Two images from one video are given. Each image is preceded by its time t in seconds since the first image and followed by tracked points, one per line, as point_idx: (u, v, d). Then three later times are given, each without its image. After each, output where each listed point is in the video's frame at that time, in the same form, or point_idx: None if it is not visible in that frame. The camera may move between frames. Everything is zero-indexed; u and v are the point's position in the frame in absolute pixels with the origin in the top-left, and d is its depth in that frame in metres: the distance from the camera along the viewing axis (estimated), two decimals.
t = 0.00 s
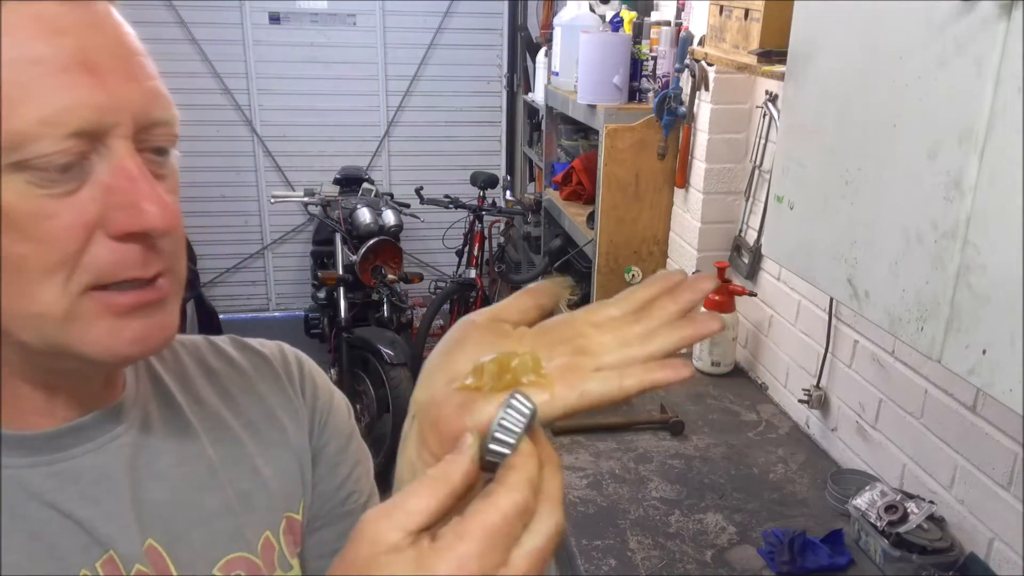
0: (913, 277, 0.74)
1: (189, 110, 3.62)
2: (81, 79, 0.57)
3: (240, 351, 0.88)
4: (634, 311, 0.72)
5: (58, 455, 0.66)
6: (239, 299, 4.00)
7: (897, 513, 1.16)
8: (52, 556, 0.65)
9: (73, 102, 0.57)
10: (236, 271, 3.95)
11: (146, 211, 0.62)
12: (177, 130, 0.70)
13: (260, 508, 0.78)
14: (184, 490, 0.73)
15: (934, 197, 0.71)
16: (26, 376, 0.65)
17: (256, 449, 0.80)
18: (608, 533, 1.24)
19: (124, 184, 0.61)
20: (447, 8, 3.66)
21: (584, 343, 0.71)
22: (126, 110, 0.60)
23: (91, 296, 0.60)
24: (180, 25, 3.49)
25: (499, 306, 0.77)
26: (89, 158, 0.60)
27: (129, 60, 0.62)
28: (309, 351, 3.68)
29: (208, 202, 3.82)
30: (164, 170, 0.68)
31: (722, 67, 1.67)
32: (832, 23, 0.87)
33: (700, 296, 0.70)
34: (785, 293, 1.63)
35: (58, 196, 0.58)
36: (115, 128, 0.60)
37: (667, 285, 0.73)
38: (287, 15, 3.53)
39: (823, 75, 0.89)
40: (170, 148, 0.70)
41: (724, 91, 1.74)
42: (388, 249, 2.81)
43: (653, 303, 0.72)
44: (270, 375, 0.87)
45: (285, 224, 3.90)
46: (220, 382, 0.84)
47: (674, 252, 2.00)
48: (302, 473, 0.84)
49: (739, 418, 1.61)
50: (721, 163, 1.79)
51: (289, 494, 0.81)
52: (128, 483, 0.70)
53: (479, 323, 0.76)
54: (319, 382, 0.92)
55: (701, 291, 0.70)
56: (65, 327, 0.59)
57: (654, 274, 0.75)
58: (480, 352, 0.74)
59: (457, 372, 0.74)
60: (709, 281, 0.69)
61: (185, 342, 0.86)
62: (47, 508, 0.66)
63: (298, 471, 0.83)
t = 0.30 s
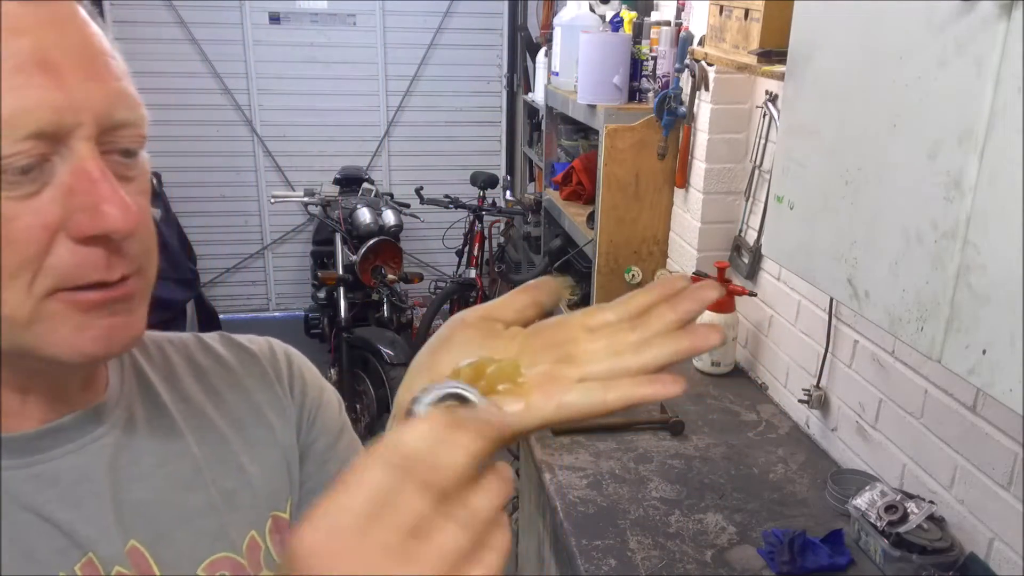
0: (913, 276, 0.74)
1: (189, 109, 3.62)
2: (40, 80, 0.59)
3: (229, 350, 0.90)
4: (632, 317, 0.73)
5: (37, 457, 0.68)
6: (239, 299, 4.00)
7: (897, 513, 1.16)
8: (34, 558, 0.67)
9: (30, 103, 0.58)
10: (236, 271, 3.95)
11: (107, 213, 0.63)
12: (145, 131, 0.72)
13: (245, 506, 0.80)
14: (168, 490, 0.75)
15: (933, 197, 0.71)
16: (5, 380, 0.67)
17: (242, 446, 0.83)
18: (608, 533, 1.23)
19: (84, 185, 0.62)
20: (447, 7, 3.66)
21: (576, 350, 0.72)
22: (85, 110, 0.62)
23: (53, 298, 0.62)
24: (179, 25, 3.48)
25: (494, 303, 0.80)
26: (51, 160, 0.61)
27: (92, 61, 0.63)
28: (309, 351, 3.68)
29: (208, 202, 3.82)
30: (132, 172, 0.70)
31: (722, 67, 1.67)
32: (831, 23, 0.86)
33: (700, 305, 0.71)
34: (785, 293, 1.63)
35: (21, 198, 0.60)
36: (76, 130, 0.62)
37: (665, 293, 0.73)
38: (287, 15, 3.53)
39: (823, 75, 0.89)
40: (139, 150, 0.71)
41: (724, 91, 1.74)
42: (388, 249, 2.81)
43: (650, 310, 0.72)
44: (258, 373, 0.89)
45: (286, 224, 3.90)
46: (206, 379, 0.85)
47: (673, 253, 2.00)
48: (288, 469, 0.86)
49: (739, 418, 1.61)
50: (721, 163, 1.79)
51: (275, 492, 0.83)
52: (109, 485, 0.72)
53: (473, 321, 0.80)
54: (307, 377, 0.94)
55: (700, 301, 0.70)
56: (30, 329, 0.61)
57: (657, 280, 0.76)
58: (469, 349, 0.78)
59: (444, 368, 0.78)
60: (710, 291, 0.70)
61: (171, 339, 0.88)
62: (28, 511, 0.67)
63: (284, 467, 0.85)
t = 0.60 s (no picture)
0: (913, 277, 0.74)
1: (189, 109, 3.62)
2: (40, 85, 0.59)
3: (225, 349, 0.90)
4: (634, 347, 0.71)
5: (31, 457, 0.68)
6: (239, 299, 4.00)
7: (897, 513, 1.15)
8: (29, 558, 0.67)
9: (29, 109, 0.58)
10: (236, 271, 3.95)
11: (107, 219, 0.63)
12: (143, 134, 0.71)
13: (240, 505, 0.80)
14: (164, 490, 0.75)
15: (933, 197, 0.71)
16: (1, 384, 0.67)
17: (237, 445, 0.83)
18: (608, 533, 1.23)
19: (83, 191, 0.62)
20: (447, 8, 3.67)
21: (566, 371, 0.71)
22: (86, 116, 0.62)
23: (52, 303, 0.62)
24: (179, 25, 3.49)
25: (511, 315, 0.79)
26: (51, 167, 0.61)
27: (91, 66, 0.63)
28: (310, 351, 3.69)
29: (208, 202, 3.82)
30: (129, 176, 0.70)
31: (722, 67, 1.67)
32: (829, 23, 0.86)
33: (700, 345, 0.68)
34: (785, 292, 1.63)
35: (21, 204, 0.60)
36: (76, 136, 0.62)
37: (670, 326, 0.71)
38: (287, 15, 3.53)
39: (823, 74, 0.89)
40: (137, 154, 0.71)
41: (724, 90, 1.74)
42: (388, 249, 2.81)
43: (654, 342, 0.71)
44: (255, 374, 0.89)
45: (286, 224, 3.90)
46: (202, 378, 0.85)
47: (673, 252, 2.00)
48: (284, 469, 0.86)
49: (739, 418, 1.61)
50: (721, 163, 1.79)
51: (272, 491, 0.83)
52: (104, 485, 0.72)
53: (483, 329, 0.79)
54: (303, 375, 0.94)
55: (704, 340, 0.67)
56: (27, 333, 0.61)
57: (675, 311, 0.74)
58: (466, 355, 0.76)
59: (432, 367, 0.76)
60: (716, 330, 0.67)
61: (167, 339, 0.88)
62: (22, 510, 0.67)
63: (280, 467, 0.85)
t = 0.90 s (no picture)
0: (913, 277, 0.74)
1: (189, 109, 3.62)
2: (42, 84, 0.59)
3: (229, 347, 0.90)
4: (631, 343, 0.72)
5: (32, 456, 0.68)
6: (239, 299, 4.00)
7: (897, 513, 1.16)
8: (30, 556, 0.67)
9: (31, 108, 0.58)
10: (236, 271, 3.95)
11: (110, 216, 0.63)
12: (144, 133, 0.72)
13: (239, 504, 0.80)
14: (165, 489, 0.75)
15: (933, 197, 0.71)
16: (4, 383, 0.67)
17: (236, 445, 0.83)
18: (608, 533, 1.24)
19: (86, 189, 0.62)
20: (447, 7, 3.67)
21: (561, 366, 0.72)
22: (88, 114, 0.62)
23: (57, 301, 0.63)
24: (179, 25, 3.49)
25: (513, 315, 0.79)
26: (54, 165, 0.61)
27: (93, 64, 0.63)
28: (310, 352, 3.68)
29: (208, 202, 3.81)
30: (131, 175, 0.70)
31: (722, 67, 1.67)
32: (830, 23, 0.86)
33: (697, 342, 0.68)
34: (785, 292, 1.63)
35: (23, 202, 0.60)
36: (79, 134, 0.62)
37: (665, 323, 0.72)
38: (287, 15, 3.53)
39: (823, 74, 0.89)
40: (139, 152, 0.71)
41: (724, 90, 1.74)
42: (388, 248, 2.81)
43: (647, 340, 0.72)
44: (254, 373, 0.89)
45: (286, 224, 3.90)
46: (202, 377, 0.86)
47: (674, 252, 2.00)
48: (284, 468, 0.86)
49: (739, 418, 1.61)
50: (721, 163, 1.79)
51: (271, 490, 0.83)
52: (103, 484, 0.72)
53: (484, 328, 0.79)
54: (303, 373, 0.94)
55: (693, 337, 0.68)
56: (31, 333, 0.61)
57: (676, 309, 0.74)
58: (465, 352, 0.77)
59: (433, 365, 0.77)
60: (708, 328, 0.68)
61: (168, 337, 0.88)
62: (23, 508, 0.67)
63: (279, 465, 0.85)
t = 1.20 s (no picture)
0: (913, 277, 0.74)
1: (189, 109, 3.62)
2: (44, 82, 0.59)
3: (232, 347, 0.90)
4: (633, 349, 0.72)
5: (37, 455, 0.68)
6: (239, 299, 4.00)
7: (896, 513, 1.16)
8: (33, 555, 0.67)
9: (34, 107, 0.58)
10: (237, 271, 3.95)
11: (113, 214, 0.63)
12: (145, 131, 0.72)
13: (243, 502, 0.80)
14: (168, 487, 0.75)
15: (933, 197, 0.71)
16: (6, 382, 0.67)
17: (240, 443, 0.83)
18: (608, 533, 1.23)
19: (88, 188, 0.63)
20: (447, 7, 3.67)
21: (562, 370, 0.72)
22: (91, 113, 0.62)
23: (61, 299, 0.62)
24: (180, 25, 3.49)
25: (516, 318, 0.79)
26: (57, 164, 0.62)
27: (94, 63, 0.63)
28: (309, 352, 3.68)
29: (208, 202, 3.81)
30: (133, 174, 0.70)
31: (721, 67, 1.67)
32: (830, 24, 0.86)
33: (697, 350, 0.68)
34: (785, 292, 1.63)
35: (27, 201, 0.60)
36: (82, 133, 0.62)
37: (669, 329, 0.72)
38: (287, 15, 3.53)
39: (823, 74, 0.89)
40: (140, 151, 0.71)
41: (724, 90, 1.74)
42: (388, 248, 2.81)
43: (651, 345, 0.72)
44: (257, 370, 0.89)
45: (286, 224, 3.90)
46: (205, 376, 0.85)
47: (674, 253, 2.00)
48: (288, 466, 0.86)
49: (739, 419, 1.61)
50: (721, 163, 1.79)
51: (274, 489, 0.83)
52: (107, 482, 0.71)
53: (486, 330, 0.79)
54: (307, 372, 0.94)
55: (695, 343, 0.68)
56: (35, 330, 0.61)
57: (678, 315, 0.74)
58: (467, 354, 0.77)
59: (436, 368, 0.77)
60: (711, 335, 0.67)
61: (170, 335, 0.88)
62: (27, 507, 0.67)
63: (283, 463, 0.86)
